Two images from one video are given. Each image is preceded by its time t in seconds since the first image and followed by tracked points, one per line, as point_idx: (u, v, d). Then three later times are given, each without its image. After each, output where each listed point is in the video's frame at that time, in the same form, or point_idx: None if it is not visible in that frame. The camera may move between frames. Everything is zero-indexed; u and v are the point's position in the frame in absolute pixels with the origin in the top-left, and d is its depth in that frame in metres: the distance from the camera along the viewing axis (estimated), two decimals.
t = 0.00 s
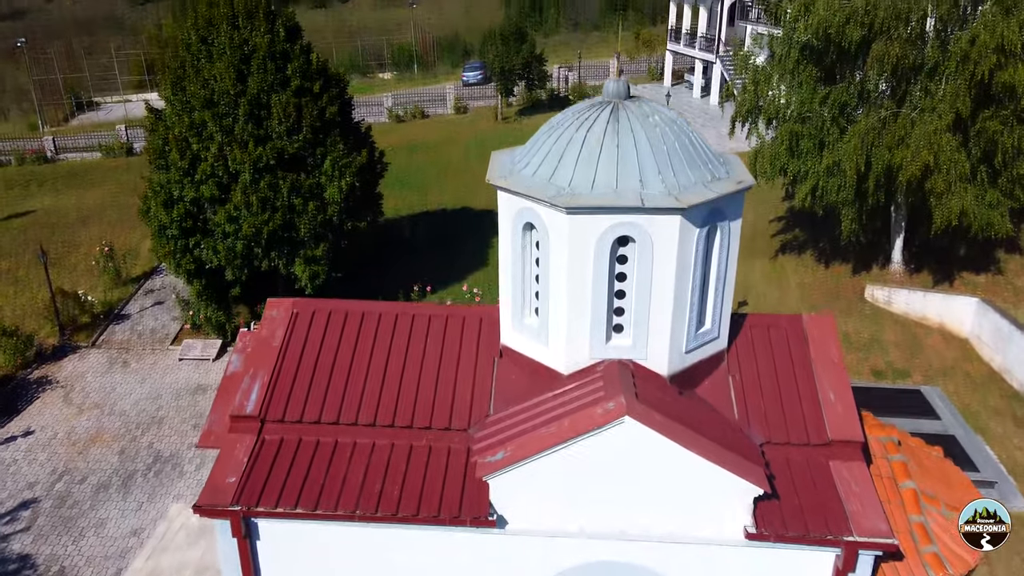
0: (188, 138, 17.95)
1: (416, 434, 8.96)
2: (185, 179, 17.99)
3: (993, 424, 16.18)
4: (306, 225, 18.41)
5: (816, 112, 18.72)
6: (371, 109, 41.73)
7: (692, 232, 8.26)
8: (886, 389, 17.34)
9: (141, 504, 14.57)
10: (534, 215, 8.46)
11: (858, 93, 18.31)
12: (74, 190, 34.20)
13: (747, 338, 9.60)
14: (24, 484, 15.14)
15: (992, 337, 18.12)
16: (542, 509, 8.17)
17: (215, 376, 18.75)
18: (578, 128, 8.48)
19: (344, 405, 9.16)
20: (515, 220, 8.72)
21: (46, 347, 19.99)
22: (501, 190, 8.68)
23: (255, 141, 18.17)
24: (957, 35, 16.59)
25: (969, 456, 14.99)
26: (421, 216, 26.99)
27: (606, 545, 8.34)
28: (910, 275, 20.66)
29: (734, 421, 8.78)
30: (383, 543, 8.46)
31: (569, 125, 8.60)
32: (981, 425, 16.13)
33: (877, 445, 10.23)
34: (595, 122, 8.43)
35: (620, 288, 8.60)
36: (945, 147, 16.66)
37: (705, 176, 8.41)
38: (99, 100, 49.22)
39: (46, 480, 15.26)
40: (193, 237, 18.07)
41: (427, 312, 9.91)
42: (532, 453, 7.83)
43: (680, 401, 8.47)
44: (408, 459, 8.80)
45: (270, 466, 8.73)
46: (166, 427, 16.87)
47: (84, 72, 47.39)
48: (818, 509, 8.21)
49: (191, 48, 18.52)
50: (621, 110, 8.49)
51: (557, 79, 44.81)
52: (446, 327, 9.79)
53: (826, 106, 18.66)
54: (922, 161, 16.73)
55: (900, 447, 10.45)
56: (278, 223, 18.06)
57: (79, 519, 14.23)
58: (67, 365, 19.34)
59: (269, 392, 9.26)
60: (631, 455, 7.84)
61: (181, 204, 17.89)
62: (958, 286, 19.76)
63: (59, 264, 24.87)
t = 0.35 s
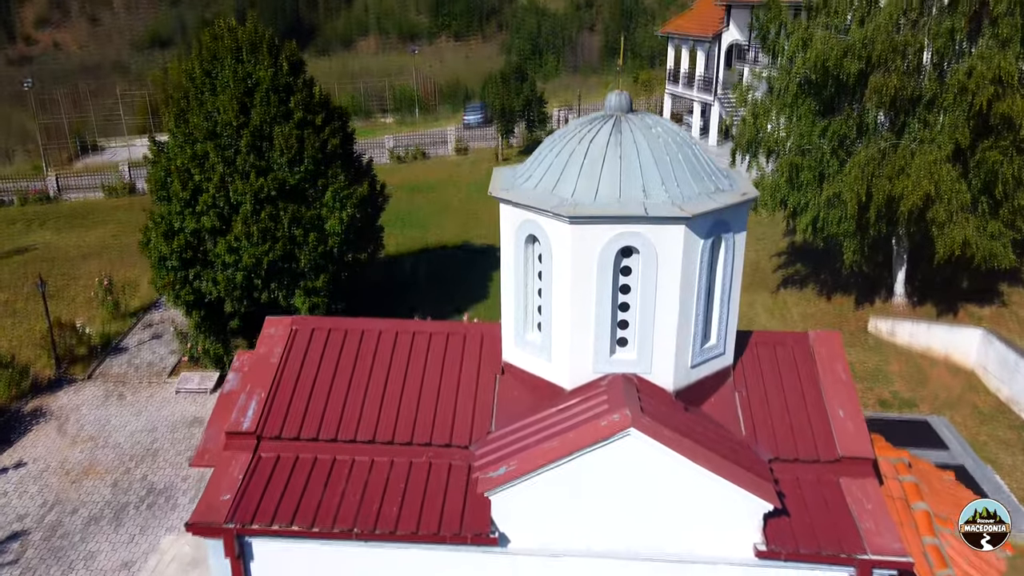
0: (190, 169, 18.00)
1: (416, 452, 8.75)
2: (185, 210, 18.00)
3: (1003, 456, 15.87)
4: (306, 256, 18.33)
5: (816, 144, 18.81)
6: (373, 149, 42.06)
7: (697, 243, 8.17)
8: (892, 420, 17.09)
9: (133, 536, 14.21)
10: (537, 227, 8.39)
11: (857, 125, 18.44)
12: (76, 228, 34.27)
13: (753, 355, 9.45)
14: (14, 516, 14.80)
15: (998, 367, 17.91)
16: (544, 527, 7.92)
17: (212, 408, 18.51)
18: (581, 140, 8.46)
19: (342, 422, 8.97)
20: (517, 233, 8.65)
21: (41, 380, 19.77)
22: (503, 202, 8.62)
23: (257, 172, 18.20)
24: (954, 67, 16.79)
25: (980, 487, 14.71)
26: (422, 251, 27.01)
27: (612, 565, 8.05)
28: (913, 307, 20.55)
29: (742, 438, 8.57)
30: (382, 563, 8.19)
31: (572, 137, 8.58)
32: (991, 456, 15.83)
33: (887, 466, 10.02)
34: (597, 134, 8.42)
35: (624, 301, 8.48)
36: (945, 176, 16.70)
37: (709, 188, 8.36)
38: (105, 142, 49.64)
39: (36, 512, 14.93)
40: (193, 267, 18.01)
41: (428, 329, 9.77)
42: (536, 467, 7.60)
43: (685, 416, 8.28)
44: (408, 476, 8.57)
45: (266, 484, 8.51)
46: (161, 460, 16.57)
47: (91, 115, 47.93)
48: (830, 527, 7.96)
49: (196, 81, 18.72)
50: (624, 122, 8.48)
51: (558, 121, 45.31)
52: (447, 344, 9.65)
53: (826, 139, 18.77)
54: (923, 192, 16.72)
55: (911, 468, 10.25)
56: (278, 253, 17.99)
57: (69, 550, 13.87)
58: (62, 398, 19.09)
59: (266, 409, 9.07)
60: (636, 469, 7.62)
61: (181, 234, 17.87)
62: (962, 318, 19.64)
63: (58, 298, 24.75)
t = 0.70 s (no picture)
0: (190, 193, 18.01)
1: (415, 463, 8.57)
2: (186, 234, 17.98)
3: (1013, 481, 15.60)
4: (306, 279, 18.25)
5: (816, 169, 18.87)
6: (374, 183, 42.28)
7: (700, 247, 8.09)
8: (899, 445, 16.85)
9: (125, 560, 13.89)
10: (539, 232, 8.32)
11: (856, 150, 18.53)
12: (76, 259, 34.25)
13: (758, 365, 9.32)
14: (4, 540, 14.49)
15: (1004, 394, 17.61)
16: (547, 538, 7.70)
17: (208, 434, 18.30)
18: (583, 146, 8.43)
19: (340, 432, 8.79)
20: (519, 239, 8.58)
21: (37, 406, 19.53)
22: (506, 208, 8.57)
23: (258, 195, 18.19)
24: (952, 92, 16.94)
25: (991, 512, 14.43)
26: (423, 280, 26.99)
27: None
28: (917, 333, 20.43)
29: (748, 448, 8.40)
30: None
31: (574, 144, 8.56)
32: (1000, 481, 15.56)
33: (897, 482, 9.96)
34: (599, 140, 8.40)
35: (627, 307, 8.37)
36: (946, 199, 16.72)
37: (711, 194, 8.31)
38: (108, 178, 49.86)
39: (27, 536, 14.61)
40: (192, 291, 17.92)
41: (428, 341, 9.65)
42: (538, 474, 7.41)
43: (690, 424, 8.12)
44: (407, 487, 8.38)
45: (261, 495, 8.31)
46: (156, 484, 16.30)
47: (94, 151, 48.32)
48: (840, 537, 7.75)
49: (199, 106, 18.85)
50: (626, 129, 8.47)
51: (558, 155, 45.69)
52: (448, 355, 9.53)
53: (826, 163, 18.86)
54: (924, 214, 16.69)
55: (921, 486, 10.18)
56: (278, 275, 17.90)
57: None
58: (57, 423, 18.86)
59: (262, 419, 8.91)
60: (641, 477, 7.44)
61: (181, 258, 17.82)
62: (966, 343, 19.51)
63: (56, 327, 24.61)
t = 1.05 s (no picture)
0: (190, 215, 18.02)
1: (413, 470, 8.39)
2: (185, 256, 17.94)
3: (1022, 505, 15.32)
4: (305, 301, 18.15)
5: (816, 192, 18.90)
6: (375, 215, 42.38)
7: (702, 248, 8.01)
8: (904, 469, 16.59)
9: None
10: (540, 234, 8.25)
11: (855, 173, 18.57)
12: (75, 289, 34.18)
13: (762, 373, 9.19)
14: None
15: (1011, 417, 17.40)
16: (547, 545, 7.49)
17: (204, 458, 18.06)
18: (584, 149, 8.41)
19: (337, 438, 8.62)
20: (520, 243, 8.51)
21: (30, 430, 19.26)
22: (506, 211, 8.51)
23: (257, 217, 18.19)
24: (950, 114, 16.99)
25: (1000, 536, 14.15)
26: (422, 308, 26.90)
27: None
28: (920, 358, 20.28)
29: (753, 454, 8.22)
30: None
31: (574, 147, 8.54)
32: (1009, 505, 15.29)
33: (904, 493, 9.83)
34: (600, 143, 8.38)
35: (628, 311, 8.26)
36: (947, 220, 16.69)
37: (712, 196, 8.26)
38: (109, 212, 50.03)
39: (17, 559, 14.29)
40: (190, 313, 17.84)
41: (427, 349, 9.53)
42: (538, 476, 7.23)
43: (694, 428, 7.96)
44: (405, 493, 8.19)
45: (255, 501, 8.11)
46: (149, 508, 16.02)
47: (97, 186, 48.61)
48: (849, 544, 7.55)
49: (200, 130, 18.94)
50: (626, 132, 8.45)
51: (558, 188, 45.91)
52: (447, 364, 9.40)
53: (825, 187, 18.89)
54: (926, 233, 16.63)
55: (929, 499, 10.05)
56: (277, 297, 17.82)
57: None
58: (50, 448, 18.61)
59: (258, 426, 8.74)
60: (643, 480, 7.26)
61: (180, 280, 17.77)
62: (970, 367, 19.34)
63: (53, 354, 24.42)
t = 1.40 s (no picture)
0: (189, 236, 18.00)
1: (409, 475, 8.22)
2: (183, 278, 17.87)
3: None
4: (303, 322, 18.04)
5: (816, 216, 18.91)
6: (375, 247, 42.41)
7: (702, 249, 7.95)
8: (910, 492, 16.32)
9: None
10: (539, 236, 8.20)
11: (854, 197, 18.58)
12: (72, 320, 34.04)
13: (763, 380, 9.07)
14: None
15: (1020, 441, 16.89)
16: (546, 548, 7.30)
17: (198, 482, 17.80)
18: (583, 152, 8.39)
19: (332, 444, 8.46)
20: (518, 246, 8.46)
21: (23, 455, 18.99)
22: (505, 214, 8.47)
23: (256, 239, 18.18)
24: (948, 136, 17.00)
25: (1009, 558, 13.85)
26: (422, 336, 26.77)
27: None
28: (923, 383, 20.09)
29: (756, 458, 8.06)
30: None
31: (573, 150, 8.53)
32: (1018, 528, 15.00)
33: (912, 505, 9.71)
34: (599, 145, 8.37)
35: (628, 313, 8.17)
36: (947, 241, 16.60)
37: (712, 197, 8.22)
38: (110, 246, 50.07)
39: None
40: (187, 335, 17.72)
41: (425, 357, 9.42)
42: (537, 477, 7.06)
43: (696, 431, 7.82)
44: (401, 499, 8.00)
45: (247, 507, 7.93)
46: (141, 532, 15.72)
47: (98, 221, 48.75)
48: (855, 548, 7.37)
49: (201, 154, 19.02)
50: (625, 135, 8.45)
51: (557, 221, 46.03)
52: (444, 372, 9.29)
53: (825, 210, 18.89)
54: (925, 254, 16.49)
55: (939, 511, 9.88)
56: (274, 318, 17.72)
57: None
58: (43, 472, 18.35)
59: (251, 432, 8.58)
60: (644, 480, 7.10)
61: (178, 302, 17.69)
62: (974, 391, 19.14)
63: (48, 381, 24.21)
